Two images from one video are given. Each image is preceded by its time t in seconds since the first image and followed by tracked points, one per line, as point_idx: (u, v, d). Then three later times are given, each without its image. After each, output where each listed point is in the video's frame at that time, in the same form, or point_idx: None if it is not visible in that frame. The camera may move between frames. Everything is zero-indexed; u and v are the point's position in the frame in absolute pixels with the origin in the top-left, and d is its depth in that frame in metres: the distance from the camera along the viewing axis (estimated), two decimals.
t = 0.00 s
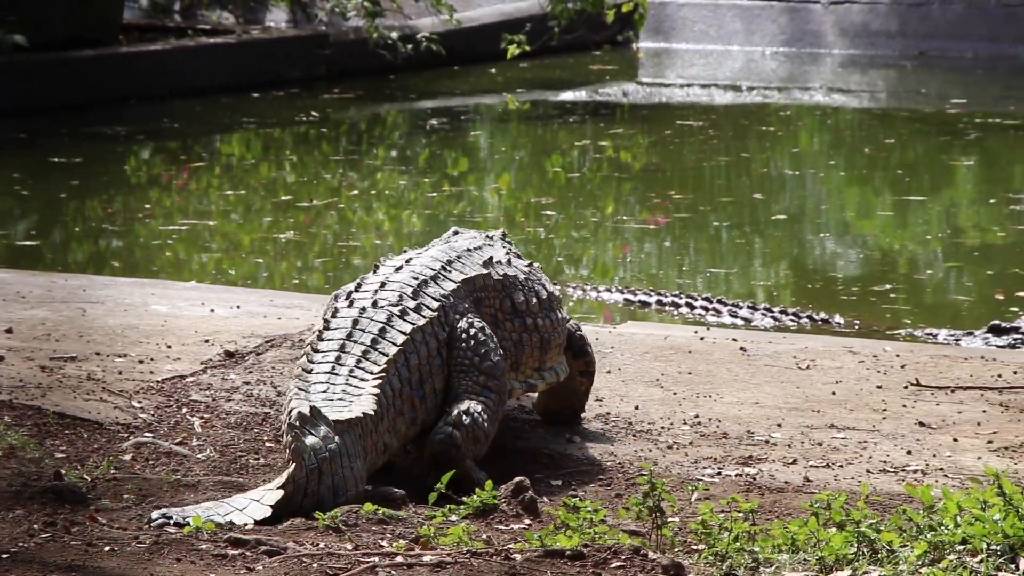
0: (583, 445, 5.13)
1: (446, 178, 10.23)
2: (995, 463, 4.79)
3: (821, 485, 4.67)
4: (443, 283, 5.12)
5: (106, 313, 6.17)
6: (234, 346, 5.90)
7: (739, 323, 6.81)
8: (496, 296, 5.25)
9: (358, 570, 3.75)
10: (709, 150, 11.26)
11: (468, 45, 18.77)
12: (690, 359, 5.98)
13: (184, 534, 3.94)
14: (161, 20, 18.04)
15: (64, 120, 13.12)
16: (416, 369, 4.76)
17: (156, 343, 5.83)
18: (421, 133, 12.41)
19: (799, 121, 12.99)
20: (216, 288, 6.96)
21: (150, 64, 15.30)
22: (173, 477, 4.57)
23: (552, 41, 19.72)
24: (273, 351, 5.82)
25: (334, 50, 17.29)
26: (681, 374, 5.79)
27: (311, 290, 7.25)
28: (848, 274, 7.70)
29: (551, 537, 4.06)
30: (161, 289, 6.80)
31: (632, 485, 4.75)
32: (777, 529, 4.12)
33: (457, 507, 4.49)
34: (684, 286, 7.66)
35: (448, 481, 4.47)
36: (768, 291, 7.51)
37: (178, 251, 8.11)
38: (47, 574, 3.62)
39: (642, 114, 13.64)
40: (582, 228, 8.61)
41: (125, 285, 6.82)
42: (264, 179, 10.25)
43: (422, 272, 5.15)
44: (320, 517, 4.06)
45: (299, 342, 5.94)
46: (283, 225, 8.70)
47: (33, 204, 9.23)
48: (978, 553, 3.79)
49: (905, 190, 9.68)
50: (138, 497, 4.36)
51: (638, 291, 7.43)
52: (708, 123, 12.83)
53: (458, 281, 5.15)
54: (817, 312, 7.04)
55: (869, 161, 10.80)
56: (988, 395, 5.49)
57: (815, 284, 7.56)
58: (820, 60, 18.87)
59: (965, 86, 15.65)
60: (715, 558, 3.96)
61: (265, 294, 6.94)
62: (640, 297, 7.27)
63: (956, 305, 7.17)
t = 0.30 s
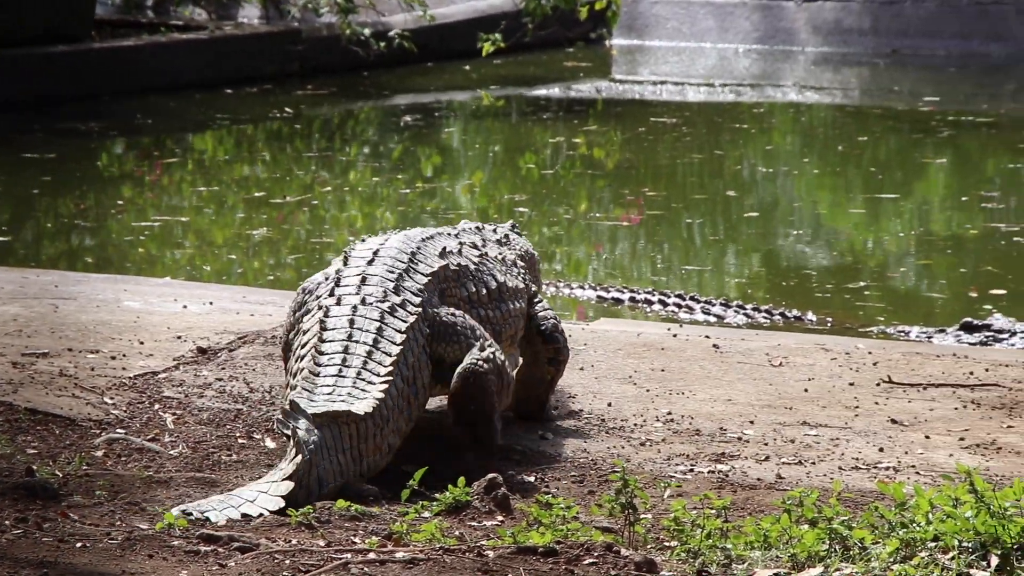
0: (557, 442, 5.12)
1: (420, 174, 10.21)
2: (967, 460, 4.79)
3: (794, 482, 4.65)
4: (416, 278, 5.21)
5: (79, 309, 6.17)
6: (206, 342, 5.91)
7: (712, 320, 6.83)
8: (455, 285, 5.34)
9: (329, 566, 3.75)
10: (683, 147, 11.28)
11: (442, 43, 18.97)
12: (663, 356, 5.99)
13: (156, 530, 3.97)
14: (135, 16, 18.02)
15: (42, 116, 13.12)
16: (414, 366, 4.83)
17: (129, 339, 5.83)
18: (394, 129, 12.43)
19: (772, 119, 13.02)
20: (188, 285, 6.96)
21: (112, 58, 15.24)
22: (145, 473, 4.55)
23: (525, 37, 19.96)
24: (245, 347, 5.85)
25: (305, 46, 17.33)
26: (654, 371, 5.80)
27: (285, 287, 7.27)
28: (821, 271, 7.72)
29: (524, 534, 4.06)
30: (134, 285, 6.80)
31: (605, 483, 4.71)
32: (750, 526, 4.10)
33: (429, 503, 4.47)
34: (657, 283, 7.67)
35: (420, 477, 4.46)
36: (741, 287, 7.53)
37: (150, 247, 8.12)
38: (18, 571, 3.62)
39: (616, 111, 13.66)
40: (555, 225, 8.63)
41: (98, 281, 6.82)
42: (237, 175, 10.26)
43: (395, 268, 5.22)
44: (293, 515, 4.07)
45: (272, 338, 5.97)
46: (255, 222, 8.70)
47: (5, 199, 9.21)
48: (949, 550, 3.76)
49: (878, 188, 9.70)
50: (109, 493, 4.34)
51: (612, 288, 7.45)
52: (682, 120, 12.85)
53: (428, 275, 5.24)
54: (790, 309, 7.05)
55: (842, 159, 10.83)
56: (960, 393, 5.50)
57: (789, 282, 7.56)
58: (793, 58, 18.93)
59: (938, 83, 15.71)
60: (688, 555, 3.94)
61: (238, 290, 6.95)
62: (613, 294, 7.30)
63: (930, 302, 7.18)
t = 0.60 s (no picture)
0: (539, 440, 5.11)
1: (402, 171, 10.21)
2: (950, 457, 4.78)
3: (777, 480, 4.62)
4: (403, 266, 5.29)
5: (61, 307, 6.16)
6: (189, 340, 5.91)
7: (695, 318, 6.84)
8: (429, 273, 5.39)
9: (312, 565, 3.74)
10: (666, 145, 11.27)
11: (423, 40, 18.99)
12: (646, 354, 5.99)
13: (139, 529, 4.00)
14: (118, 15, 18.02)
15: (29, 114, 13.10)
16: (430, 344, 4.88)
17: (111, 337, 5.82)
18: (377, 127, 12.43)
19: (755, 116, 13.02)
20: (171, 282, 6.95)
21: (94, 55, 15.23)
22: (127, 471, 4.54)
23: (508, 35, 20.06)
24: (228, 345, 5.85)
25: (288, 44, 17.30)
26: (637, 369, 5.80)
27: (268, 284, 7.27)
28: (805, 269, 7.72)
29: (508, 531, 4.05)
30: (117, 283, 6.79)
31: (588, 480, 4.67)
32: (733, 523, 4.08)
33: (413, 501, 4.46)
34: (641, 280, 7.67)
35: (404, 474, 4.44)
36: (725, 285, 7.53)
37: (133, 245, 8.11)
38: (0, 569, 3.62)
39: (599, 108, 13.67)
40: (538, 223, 8.63)
41: (80, 279, 6.81)
42: (219, 172, 10.26)
43: (382, 261, 5.29)
44: (276, 512, 4.05)
45: (254, 337, 5.97)
46: (238, 219, 8.70)
47: None
48: (933, 547, 3.76)
49: (860, 185, 9.70)
50: (92, 491, 4.33)
51: (595, 285, 7.46)
52: (665, 117, 12.85)
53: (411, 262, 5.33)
54: (774, 307, 7.04)
55: (825, 157, 10.83)
56: (943, 391, 5.50)
57: (775, 279, 7.56)
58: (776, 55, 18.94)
59: (922, 80, 15.74)
60: (671, 552, 3.90)
61: (221, 288, 6.94)
62: (596, 292, 7.31)
63: (915, 300, 7.18)
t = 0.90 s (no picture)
0: (531, 438, 5.10)
1: (394, 168, 10.20)
2: (942, 454, 4.78)
3: (770, 476, 4.62)
4: (413, 244, 5.34)
5: (53, 304, 6.16)
6: (181, 336, 5.91)
7: (686, 315, 6.85)
8: (449, 250, 5.46)
9: (305, 562, 3.75)
10: (659, 141, 11.26)
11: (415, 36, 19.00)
12: (639, 350, 5.99)
13: (132, 525, 4.00)
14: (110, 11, 18.03)
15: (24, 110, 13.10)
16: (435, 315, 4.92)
17: (103, 334, 5.82)
18: (370, 124, 12.42)
19: (747, 113, 13.01)
20: (163, 279, 6.95)
21: (88, 53, 15.24)
22: (120, 468, 4.54)
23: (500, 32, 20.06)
24: (220, 342, 5.84)
25: (281, 41, 17.29)
26: (630, 365, 5.80)
27: (261, 281, 7.27)
28: (798, 265, 7.71)
29: (501, 528, 4.05)
30: (109, 279, 6.80)
31: (581, 476, 4.67)
32: (726, 520, 4.08)
33: (405, 497, 4.45)
34: (631, 277, 7.67)
35: (397, 471, 4.44)
36: (716, 282, 7.54)
37: (125, 241, 8.11)
38: None
39: (591, 105, 13.66)
40: (529, 220, 8.62)
41: (72, 275, 6.82)
42: (212, 169, 10.26)
43: (392, 243, 5.37)
44: (269, 509, 4.07)
45: (246, 334, 5.97)
46: (231, 216, 8.70)
47: None
48: (925, 544, 3.77)
49: (852, 182, 9.70)
50: (85, 488, 4.33)
51: (586, 282, 7.47)
52: (658, 114, 12.84)
53: (423, 239, 5.38)
54: (766, 303, 7.03)
55: (817, 153, 10.83)
56: (936, 387, 5.50)
57: (768, 275, 7.55)
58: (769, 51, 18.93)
59: (916, 76, 15.73)
60: (664, 550, 3.89)
61: (214, 285, 6.94)
62: (588, 288, 7.32)
63: (909, 296, 7.18)
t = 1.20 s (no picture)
0: (539, 438, 5.10)
1: (404, 169, 10.20)
2: (951, 455, 4.77)
3: (779, 478, 4.62)
4: (428, 239, 5.38)
5: (63, 304, 6.17)
6: (191, 337, 5.91)
7: (696, 315, 6.85)
8: (485, 242, 5.60)
9: (314, 562, 3.75)
10: (670, 142, 11.26)
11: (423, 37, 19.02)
12: (648, 351, 5.99)
13: (141, 526, 4.00)
14: (117, 11, 18.06)
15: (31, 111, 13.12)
16: (435, 311, 4.97)
17: (112, 334, 5.83)
18: (379, 124, 12.42)
19: (757, 114, 13.00)
20: (173, 280, 6.95)
21: (95, 53, 15.25)
22: (129, 468, 4.54)
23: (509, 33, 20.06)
24: (229, 343, 5.84)
25: (290, 41, 17.31)
26: (638, 366, 5.81)
27: (271, 282, 7.28)
28: (809, 266, 7.71)
29: (509, 529, 4.04)
30: (119, 280, 6.80)
31: (590, 477, 4.66)
32: (735, 521, 4.08)
33: (414, 497, 4.45)
34: (643, 278, 7.67)
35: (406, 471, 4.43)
36: (727, 283, 7.53)
37: (135, 242, 8.12)
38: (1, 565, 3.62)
39: (601, 106, 13.65)
40: (540, 220, 8.62)
41: (83, 276, 6.82)
42: (221, 170, 10.26)
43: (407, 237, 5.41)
44: (278, 510, 4.07)
45: (256, 334, 5.97)
46: (238, 216, 8.71)
47: None
48: (935, 545, 3.76)
49: (862, 183, 9.69)
50: (94, 488, 4.33)
51: (597, 283, 7.47)
52: (668, 115, 12.84)
53: (444, 233, 5.44)
54: (776, 304, 7.03)
55: (828, 155, 10.81)
56: (945, 388, 5.50)
57: (780, 277, 7.54)
58: (774, 53, 18.92)
59: (923, 78, 15.73)
60: (673, 550, 3.89)
61: (224, 285, 6.94)
62: (599, 289, 7.33)
63: (921, 298, 7.17)
